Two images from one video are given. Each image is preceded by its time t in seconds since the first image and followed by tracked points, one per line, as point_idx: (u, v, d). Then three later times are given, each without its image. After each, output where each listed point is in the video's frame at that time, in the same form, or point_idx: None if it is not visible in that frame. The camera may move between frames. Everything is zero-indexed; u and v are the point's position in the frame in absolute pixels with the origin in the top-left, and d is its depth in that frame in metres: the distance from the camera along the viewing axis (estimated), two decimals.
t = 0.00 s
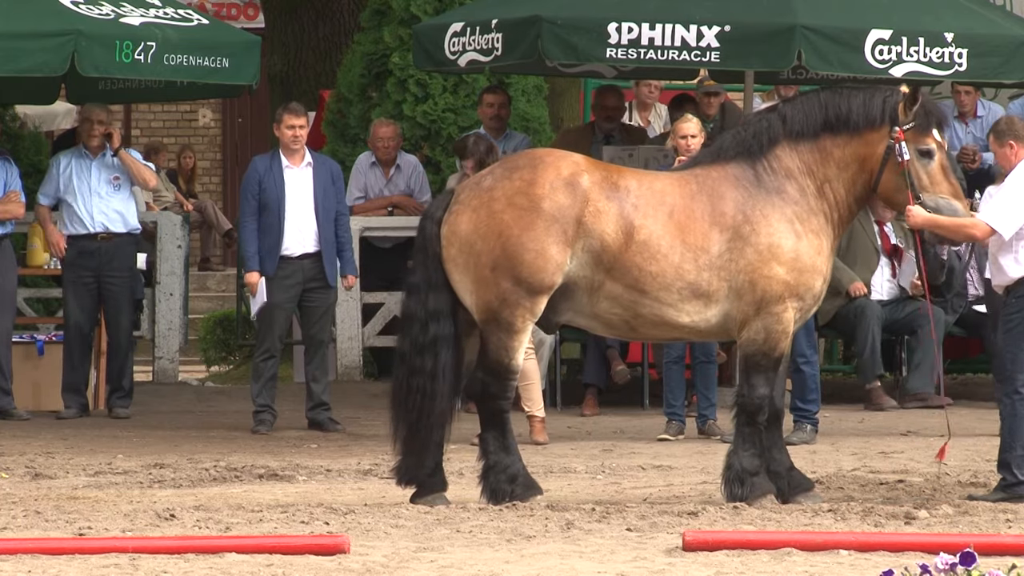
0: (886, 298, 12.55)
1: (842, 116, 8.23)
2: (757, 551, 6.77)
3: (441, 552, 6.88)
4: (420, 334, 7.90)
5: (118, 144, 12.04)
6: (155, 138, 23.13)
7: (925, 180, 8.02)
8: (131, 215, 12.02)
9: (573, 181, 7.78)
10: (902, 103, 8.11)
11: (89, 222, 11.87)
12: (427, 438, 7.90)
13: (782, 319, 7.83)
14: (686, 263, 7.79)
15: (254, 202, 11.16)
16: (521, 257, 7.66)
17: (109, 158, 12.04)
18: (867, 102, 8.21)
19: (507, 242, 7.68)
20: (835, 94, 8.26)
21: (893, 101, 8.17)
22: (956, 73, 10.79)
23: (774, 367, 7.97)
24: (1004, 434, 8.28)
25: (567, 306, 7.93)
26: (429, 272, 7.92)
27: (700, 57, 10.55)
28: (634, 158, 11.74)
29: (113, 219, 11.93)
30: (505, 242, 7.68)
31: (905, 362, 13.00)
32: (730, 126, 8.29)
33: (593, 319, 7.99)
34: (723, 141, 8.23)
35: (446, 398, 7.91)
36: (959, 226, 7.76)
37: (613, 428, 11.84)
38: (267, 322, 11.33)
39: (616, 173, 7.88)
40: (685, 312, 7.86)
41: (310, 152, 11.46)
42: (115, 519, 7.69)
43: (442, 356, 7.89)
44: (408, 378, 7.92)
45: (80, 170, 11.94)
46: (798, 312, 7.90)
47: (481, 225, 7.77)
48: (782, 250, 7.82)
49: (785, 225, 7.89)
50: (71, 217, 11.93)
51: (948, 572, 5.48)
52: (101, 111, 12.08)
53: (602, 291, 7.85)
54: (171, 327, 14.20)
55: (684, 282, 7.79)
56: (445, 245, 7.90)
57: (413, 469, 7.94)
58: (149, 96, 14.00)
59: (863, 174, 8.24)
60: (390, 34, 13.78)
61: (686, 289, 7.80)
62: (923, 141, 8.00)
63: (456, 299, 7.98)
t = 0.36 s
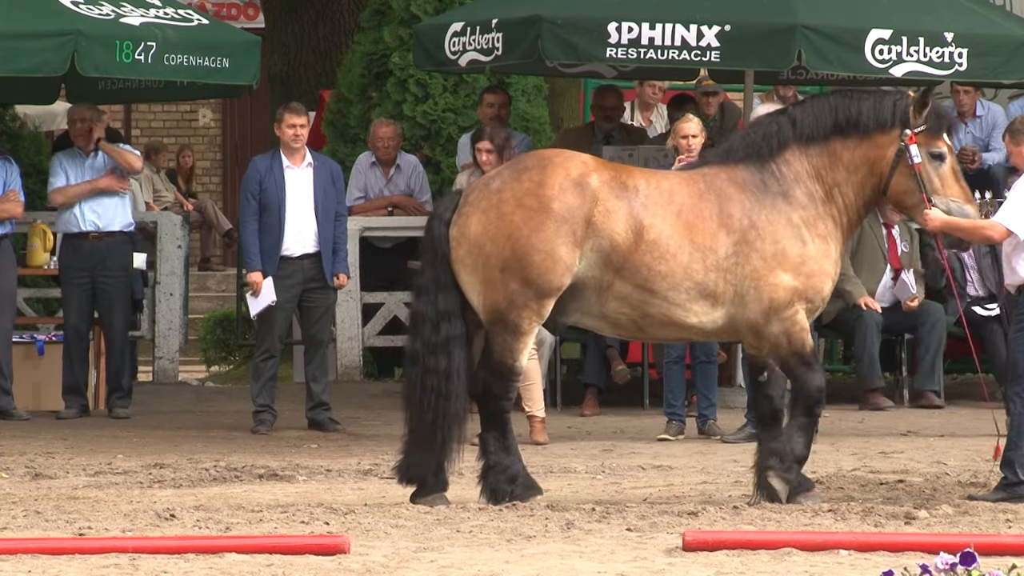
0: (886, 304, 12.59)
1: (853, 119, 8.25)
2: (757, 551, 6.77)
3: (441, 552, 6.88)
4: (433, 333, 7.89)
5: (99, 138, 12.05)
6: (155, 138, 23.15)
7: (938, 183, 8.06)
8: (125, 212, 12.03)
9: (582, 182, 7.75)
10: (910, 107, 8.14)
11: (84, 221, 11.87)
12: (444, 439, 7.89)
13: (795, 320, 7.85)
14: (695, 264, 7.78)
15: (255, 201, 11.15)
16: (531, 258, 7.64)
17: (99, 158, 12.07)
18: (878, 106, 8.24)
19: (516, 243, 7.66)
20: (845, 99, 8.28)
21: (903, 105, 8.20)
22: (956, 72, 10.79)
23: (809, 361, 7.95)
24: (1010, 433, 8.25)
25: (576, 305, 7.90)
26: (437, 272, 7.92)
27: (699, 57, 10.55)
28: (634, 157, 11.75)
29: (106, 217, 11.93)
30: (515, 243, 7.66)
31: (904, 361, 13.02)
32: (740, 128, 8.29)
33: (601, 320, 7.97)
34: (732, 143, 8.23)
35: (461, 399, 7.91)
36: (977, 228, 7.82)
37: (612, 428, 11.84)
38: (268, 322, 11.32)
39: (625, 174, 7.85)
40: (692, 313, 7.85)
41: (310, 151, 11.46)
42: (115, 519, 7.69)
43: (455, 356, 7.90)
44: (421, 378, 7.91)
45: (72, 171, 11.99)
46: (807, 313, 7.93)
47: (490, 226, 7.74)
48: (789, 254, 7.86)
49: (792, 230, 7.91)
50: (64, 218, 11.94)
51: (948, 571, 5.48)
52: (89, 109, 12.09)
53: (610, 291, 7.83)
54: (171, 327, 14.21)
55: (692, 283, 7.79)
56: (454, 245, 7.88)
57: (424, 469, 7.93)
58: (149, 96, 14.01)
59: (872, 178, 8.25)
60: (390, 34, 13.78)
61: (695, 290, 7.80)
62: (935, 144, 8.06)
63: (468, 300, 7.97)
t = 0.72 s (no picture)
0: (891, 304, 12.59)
1: (875, 123, 8.24)
2: (757, 551, 6.77)
3: (441, 552, 6.88)
4: (438, 332, 8.07)
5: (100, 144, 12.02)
6: (155, 138, 23.16)
7: (956, 192, 8.10)
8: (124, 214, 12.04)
9: (592, 184, 7.74)
10: (932, 117, 8.20)
11: (84, 221, 11.88)
12: (448, 437, 8.04)
13: (819, 321, 7.84)
14: (708, 266, 7.76)
15: (255, 202, 11.14)
16: (541, 260, 7.65)
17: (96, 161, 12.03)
18: (901, 112, 8.24)
19: (526, 244, 7.68)
20: (868, 103, 8.28)
21: (926, 112, 8.24)
22: (956, 73, 10.79)
23: (823, 368, 7.96)
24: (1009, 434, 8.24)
25: (587, 305, 7.91)
26: (445, 271, 8.06)
27: (699, 57, 10.55)
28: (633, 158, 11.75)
29: (106, 218, 11.94)
30: (525, 244, 7.68)
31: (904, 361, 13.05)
32: (759, 127, 8.28)
33: (612, 320, 7.98)
34: (751, 142, 8.22)
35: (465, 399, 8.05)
36: (941, 206, 7.83)
37: (612, 428, 11.84)
38: (268, 322, 11.33)
39: (636, 175, 7.84)
40: (704, 314, 7.83)
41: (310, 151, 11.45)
42: (115, 519, 7.69)
43: (460, 355, 8.06)
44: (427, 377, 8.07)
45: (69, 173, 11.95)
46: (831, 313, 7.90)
47: (500, 228, 7.79)
48: (808, 254, 7.83)
49: (810, 231, 7.88)
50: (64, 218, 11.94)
51: (948, 571, 5.48)
52: (91, 111, 12.05)
53: (621, 292, 7.83)
54: (171, 327, 14.22)
55: (704, 285, 7.77)
56: (464, 246, 7.96)
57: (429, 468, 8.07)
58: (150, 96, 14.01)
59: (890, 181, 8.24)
60: (390, 34, 13.78)
61: (707, 292, 7.78)
62: (958, 154, 8.13)
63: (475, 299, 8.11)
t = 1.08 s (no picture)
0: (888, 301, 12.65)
1: (888, 118, 8.19)
2: (757, 551, 6.77)
3: (441, 552, 6.88)
4: (446, 329, 8.16)
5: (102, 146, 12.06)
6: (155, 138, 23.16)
7: (955, 191, 8.10)
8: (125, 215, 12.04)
9: (603, 181, 7.75)
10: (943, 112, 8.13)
11: (85, 221, 11.87)
12: (449, 432, 8.06)
13: (834, 322, 7.83)
14: (720, 265, 7.76)
15: (257, 201, 11.14)
16: (552, 257, 7.67)
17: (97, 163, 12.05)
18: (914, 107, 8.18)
19: (536, 242, 7.71)
20: (881, 97, 8.22)
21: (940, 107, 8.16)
22: (957, 73, 10.78)
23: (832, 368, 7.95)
24: (1008, 433, 8.25)
25: (599, 301, 7.93)
26: (457, 269, 8.13)
27: (700, 57, 10.55)
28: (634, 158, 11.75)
29: (107, 218, 11.93)
30: (535, 243, 7.71)
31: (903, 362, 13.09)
32: (772, 126, 8.29)
33: (624, 318, 7.99)
34: (764, 141, 8.23)
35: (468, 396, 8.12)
36: (935, 208, 7.82)
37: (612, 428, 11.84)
38: (269, 322, 11.32)
39: (647, 172, 7.84)
40: (717, 313, 7.84)
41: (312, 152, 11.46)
42: (115, 519, 7.69)
43: (467, 353, 8.14)
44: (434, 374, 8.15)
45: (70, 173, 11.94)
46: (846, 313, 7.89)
47: (511, 225, 7.81)
48: (824, 254, 7.81)
49: (823, 229, 7.87)
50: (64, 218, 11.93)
51: (948, 572, 5.48)
52: (95, 112, 12.08)
53: (632, 291, 7.84)
54: (171, 327, 14.22)
55: (717, 284, 7.77)
56: (476, 243, 7.98)
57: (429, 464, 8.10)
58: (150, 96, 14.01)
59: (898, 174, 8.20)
60: (390, 34, 13.78)
61: (719, 291, 7.78)
62: (964, 153, 8.11)
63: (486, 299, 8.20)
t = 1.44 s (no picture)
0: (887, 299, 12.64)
1: (888, 115, 8.19)
2: (757, 551, 6.77)
3: (441, 552, 6.88)
4: (456, 331, 8.16)
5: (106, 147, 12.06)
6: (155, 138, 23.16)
7: (958, 188, 8.06)
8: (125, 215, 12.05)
9: (607, 182, 7.74)
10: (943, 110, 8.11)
11: (86, 221, 11.87)
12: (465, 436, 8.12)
13: (834, 322, 7.83)
14: (722, 266, 7.77)
15: (263, 200, 11.13)
16: (555, 258, 7.67)
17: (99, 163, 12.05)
18: (914, 105, 8.18)
19: (540, 241, 7.71)
20: (882, 95, 8.22)
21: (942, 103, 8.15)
22: (957, 72, 10.78)
23: (833, 368, 7.94)
24: (1012, 433, 8.23)
25: (603, 302, 7.91)
26: (460, 268, 8.09)
27: (699, 57, 10.55)
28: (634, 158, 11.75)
29: (107, 218, 11.93)
30: (538, 243, 7.71)
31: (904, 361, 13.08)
32: (774, 124, 8.28)
33: (627, 318, 7.99)
34: (766, 140, 8.23)
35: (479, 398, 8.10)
36: (943, 206, 7.78)
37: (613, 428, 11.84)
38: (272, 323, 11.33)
39: (650, 172, 7.84)
40: (719, 314, 7.84)
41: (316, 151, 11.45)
42: (115, 519, 7.69)
43: (476, 354, 8.15)
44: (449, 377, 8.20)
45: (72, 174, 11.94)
46: (846, 314, 7.89)
47: (515, 225, 7.81)
48: (824, 254, 7.82)
49: (823, 229, 7.87)
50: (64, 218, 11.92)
51: (948, 571, 5.48)
52: (98, 111, 12.07)
53: (634, 292, 7.85)
54: (171, 327, 14.21)
55: (718, 285, 7.77)
56: (479, 243, 7.98)
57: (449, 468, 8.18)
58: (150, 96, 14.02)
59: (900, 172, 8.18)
60: (390, 34, 13.79)
61: (721, 292, 7.79)
62: (967, 151, 8.08)
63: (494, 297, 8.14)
